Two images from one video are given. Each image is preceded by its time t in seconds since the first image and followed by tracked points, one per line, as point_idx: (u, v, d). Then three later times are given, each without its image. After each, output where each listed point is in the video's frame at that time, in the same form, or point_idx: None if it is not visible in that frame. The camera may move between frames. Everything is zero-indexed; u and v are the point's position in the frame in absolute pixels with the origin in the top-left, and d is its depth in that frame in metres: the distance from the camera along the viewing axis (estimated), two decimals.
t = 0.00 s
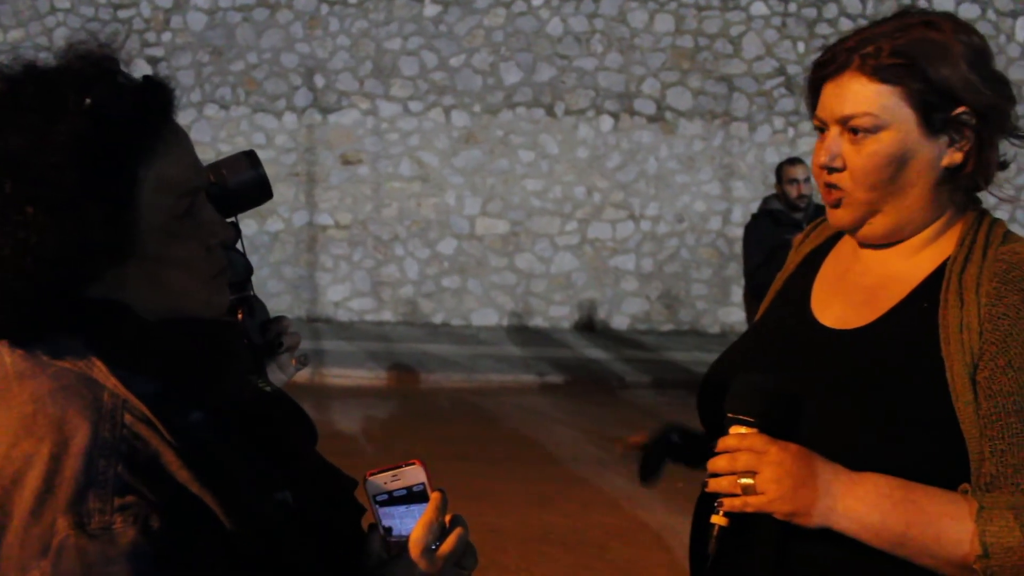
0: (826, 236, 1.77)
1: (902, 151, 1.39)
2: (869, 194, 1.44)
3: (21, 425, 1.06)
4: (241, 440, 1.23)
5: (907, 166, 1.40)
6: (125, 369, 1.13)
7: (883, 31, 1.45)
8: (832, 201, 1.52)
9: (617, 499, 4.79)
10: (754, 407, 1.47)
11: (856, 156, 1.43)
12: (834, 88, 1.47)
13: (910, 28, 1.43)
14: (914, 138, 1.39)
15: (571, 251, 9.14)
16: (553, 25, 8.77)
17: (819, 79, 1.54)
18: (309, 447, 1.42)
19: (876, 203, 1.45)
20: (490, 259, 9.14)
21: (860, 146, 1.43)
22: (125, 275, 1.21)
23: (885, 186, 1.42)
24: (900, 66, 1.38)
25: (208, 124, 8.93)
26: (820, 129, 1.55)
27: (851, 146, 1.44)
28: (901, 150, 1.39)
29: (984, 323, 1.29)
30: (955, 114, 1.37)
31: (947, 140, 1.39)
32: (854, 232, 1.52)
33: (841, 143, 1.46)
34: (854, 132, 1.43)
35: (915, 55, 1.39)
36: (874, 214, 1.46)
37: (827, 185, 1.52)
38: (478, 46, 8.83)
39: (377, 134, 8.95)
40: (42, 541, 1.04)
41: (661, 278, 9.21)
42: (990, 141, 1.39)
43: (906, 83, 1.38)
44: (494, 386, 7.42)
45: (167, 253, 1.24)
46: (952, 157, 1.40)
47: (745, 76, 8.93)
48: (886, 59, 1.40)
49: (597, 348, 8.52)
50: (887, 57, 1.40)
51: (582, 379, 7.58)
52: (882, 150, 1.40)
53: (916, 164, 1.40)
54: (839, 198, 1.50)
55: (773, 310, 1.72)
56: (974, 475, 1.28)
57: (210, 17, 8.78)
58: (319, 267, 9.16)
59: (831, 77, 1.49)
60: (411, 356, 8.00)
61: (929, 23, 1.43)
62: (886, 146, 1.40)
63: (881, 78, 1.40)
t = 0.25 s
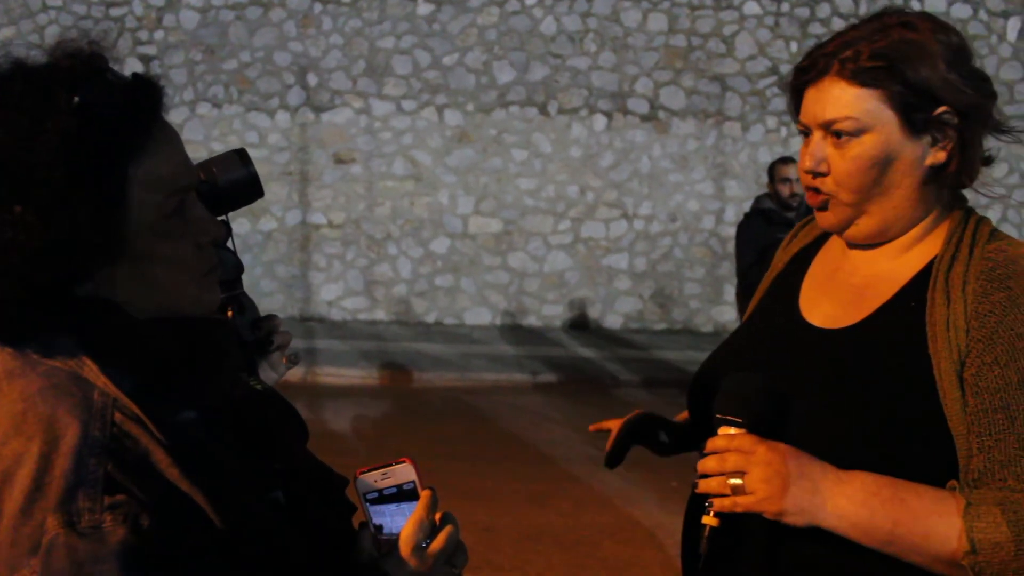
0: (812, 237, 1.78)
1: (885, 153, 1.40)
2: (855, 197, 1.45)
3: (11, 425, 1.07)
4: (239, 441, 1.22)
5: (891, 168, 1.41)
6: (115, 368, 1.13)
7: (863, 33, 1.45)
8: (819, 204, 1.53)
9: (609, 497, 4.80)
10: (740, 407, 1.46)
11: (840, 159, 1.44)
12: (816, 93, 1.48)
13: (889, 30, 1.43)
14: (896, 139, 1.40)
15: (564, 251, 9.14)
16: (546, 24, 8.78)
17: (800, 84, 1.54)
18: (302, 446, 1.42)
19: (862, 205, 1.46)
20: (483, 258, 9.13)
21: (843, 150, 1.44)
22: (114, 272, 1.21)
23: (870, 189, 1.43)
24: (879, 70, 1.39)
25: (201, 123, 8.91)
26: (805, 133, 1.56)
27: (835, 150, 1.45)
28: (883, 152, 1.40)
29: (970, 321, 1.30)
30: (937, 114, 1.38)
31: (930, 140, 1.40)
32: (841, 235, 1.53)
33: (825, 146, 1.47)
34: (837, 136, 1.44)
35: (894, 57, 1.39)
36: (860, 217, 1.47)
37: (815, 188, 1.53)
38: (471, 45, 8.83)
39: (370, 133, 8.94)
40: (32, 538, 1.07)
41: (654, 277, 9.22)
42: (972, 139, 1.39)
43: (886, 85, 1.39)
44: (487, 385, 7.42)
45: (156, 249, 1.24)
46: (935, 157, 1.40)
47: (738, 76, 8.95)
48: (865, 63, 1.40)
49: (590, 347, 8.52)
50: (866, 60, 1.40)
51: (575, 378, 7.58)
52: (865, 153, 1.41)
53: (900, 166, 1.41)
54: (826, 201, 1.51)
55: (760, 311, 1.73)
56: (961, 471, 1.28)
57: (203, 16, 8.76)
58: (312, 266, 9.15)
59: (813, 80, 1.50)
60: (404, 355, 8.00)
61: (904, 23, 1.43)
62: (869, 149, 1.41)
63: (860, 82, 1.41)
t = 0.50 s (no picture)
0: (807, 234, 1.78)
1: (877, 142, 1.41)
2: (844, 185, 1.46)
3: None
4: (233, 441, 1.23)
5: (883, 156, 1.42)
6: (102, 367, 1.12)
7: (862, 26, 1.47)
8: (809, 193, 1.53)
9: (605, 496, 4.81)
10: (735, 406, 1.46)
11: (833, 145, 1.45)
12: (813, 80, 1.49)
13: (887, 23, 1.45)
14: (889, 128, 1.41)
15: (559, 249, 9.15)
16: (541, 23, 8.79)
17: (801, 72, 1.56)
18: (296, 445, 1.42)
19: (851, 194, 1.46)
20: (478, 257, 9.14)
21: (835, 136, 1.44)
22: (103, 271, 1.19)
23: (861, 176, 1.44)
24: (875, 59, 1.41)
25: (195, 122, 8.88)
26: (798, 123, 1.57)
27: (828, 137, 1.46)
28: (876, 140, 1.41)
29: (961, 319, 1.31)
30: (930, 108, 1.39)
31: (921, 133, 1.41)
32: (829, 225, 1.53)
33: (819, 132, 1.47)
34: (831, 122, 1.45)
35: (891, 48, 1.41)
36: (848, 206, 1.48)
37: (805, 176, 1.54)
38: (466, 44, 8.83)
39: (365, 132, 8.93)
40: (18, 539, 1.04)
41: (649, 276, 9.23)
42: (966, 135, 1.40)
43: (882, 74, 1.40)
44: (482, 384, 7.41)
45: (147, 248, 1.23)
46: (926, 150, 1.42)
47: (732, 74, 8.97)
48: (863, 52, 1.42)
49: (585, 346, 8.53)
50: (864, 49, 1.42)
51: (570, 376, 7.59)
52: (857, 141, 1.42)
53: (891, 155, 1.42)
54: (815, 188, 1.51)
55: (754, 308, 1.73)
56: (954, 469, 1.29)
57: (197, 15, 8.75)
58: (307, 266, 9.14)
59: (811, 69, 1.51)
60: (399, 354, 8.00)
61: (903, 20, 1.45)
62: (861, 137, 1.42)
63: (858, 70, 1.42)
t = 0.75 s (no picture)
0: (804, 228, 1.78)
1: (874, 120, 1.43)
2: (839, 163, 1.46)
3: None
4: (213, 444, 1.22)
5: (878, 136, 1.43)
6: (94, 365, 1.12)
7: (865, 18, 1.51)
8: (806, 176, 1.54)
9: (601, 494, 4.81)
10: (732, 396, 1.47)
11: (831, 123, 1.46)
12: (815, 62, 1.52)
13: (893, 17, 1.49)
14: (886, 109, 1.43)
15: (554, 248, 9.15)
16: (536, 22, 8.79)
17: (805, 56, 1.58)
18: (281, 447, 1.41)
19: (845, 174, 1.46)
20: (473, 256, 9.14)
21: (834, 113, 1.46)
22: (95, 270, 1.20)
23: (857, 155, 1.45)
24: (879, 43, 1.44)
25: (189, 122, 8.87)
26: (797, 110, 1.59)
27: (826, 116, 1.48)
28: (873, 119, 1.43)
29: (955, 310, 1.31)
30: (928, 96, 1.42)
31: (918, 120, 1.43)
32: (824, 211, 1.53)
33: (818, 111, 1.49)
34: (830, 100, 1.47)
35: (894, 34, 1.44)
36: (843, 187, 1.48)
37: (802, 159, 1.55)
38: (461, 43, 8.83)
39: (359, 131, 8.93)
40: (10, 538, 1.03)
41: (644, 274, 9.23)
42: (964, 125, 1.42)
43: (884, 55, 1.43)
44: (477, 383, 7.41)
45: (138, 246, 1.23)
46: (922, 137, 1.44)
47: (727, 73, 8.99)
48: (867, 36, 1.45)
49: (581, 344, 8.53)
50: (867, 34, 1.46)
51: (566, 375, 7.59)
52: (855, 118, 1.44)
53: (886, 136, 1.43)
54: (813, 170, 1.52)
55: (751, 296, 1.73)
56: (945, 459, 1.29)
57: (191, 14, 8.74)
58: (302, 265, 9.13)
59: (814, 54, 1.55)
60: (395, 353, 7.99)
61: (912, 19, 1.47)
62: (860, 115, 1.44)
63: (859, 52, 1.45)
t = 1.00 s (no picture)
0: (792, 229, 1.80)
1: (849, 124, 1.44)
2: (819, 168, 1.48)
3: None
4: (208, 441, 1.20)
5: (855, 139, 1.45)
6: (80, 365, 1.11)
7: (838, 21, 1.51)
8: (791, 183, 1.56)
9: (595, 493, 4.82)
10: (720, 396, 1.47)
11: (807, 130, 1.48)
12: (790, 71, 1.53)
13: (865, 19, 1.49)
14: (860, 113, 1.44)
15: (548, 247, 9.16)
16: (529, 21, 8.80)
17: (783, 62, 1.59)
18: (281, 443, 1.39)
19: (826, 178, 1.48)
20: (467, 255, 9.14)
21: (809, 121, 1.48)
22: (85, 269, 1.19)
23: (836, 160, 1.46)
24: (850, 47, 1.45)
25: (183, 121, 8.85)
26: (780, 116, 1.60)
27: (802, 123, 1.49)
28: (847, 124, 1.44)
29: (940, 307, 1.32)
30: (903, 95, 1.42)
31: (894, 119, 1.44)
32: (810, 216, 1.55)
33: (795, 120, 1.51)
34: (805, 109, 1.49)
35: (864, 37, 1.45)
36: (826, 191, 1.50)
37: (785, 167, 1.57)
38: (454, 42, 8.83)
39: (353, 130, 8.92)
40: None
41: (638, 273, 9.25)
42: (939, 121, 1.42)
43: (855, 60, 1.44)
44: (472, 382, 7.42)
45: (127, 246, 1.24)
46: (899, 136, 1.44)
47: (720, 72, 9.01)
48: (837, 42, 1.46)
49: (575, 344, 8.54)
50: (838, 39, 1.47)
51: (560, 374, 7.60)
52: (830, 123, 1.45)
53: (863, 139, 1.44)
54: (797, 177, 1.54)
55: (742, 296, 1.74)
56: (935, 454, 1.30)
57: (185, 13, 8.73)
58: (296, 265, 9.12)
59: (789, 62, 1.56)
60: (389, 352, 7.99)
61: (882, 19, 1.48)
62: (834, 120, 1.45)
63: (830, 57, 1.46)
